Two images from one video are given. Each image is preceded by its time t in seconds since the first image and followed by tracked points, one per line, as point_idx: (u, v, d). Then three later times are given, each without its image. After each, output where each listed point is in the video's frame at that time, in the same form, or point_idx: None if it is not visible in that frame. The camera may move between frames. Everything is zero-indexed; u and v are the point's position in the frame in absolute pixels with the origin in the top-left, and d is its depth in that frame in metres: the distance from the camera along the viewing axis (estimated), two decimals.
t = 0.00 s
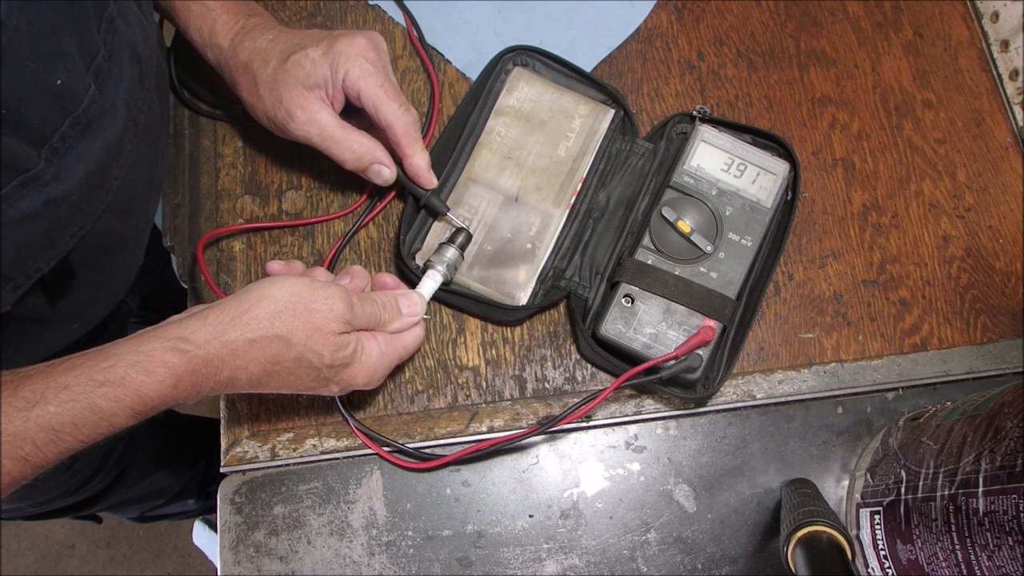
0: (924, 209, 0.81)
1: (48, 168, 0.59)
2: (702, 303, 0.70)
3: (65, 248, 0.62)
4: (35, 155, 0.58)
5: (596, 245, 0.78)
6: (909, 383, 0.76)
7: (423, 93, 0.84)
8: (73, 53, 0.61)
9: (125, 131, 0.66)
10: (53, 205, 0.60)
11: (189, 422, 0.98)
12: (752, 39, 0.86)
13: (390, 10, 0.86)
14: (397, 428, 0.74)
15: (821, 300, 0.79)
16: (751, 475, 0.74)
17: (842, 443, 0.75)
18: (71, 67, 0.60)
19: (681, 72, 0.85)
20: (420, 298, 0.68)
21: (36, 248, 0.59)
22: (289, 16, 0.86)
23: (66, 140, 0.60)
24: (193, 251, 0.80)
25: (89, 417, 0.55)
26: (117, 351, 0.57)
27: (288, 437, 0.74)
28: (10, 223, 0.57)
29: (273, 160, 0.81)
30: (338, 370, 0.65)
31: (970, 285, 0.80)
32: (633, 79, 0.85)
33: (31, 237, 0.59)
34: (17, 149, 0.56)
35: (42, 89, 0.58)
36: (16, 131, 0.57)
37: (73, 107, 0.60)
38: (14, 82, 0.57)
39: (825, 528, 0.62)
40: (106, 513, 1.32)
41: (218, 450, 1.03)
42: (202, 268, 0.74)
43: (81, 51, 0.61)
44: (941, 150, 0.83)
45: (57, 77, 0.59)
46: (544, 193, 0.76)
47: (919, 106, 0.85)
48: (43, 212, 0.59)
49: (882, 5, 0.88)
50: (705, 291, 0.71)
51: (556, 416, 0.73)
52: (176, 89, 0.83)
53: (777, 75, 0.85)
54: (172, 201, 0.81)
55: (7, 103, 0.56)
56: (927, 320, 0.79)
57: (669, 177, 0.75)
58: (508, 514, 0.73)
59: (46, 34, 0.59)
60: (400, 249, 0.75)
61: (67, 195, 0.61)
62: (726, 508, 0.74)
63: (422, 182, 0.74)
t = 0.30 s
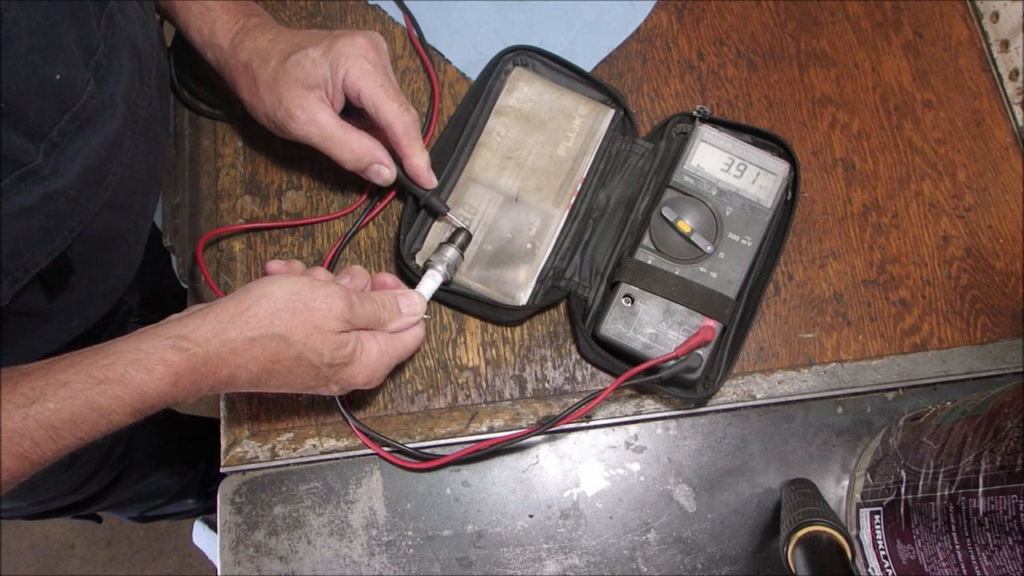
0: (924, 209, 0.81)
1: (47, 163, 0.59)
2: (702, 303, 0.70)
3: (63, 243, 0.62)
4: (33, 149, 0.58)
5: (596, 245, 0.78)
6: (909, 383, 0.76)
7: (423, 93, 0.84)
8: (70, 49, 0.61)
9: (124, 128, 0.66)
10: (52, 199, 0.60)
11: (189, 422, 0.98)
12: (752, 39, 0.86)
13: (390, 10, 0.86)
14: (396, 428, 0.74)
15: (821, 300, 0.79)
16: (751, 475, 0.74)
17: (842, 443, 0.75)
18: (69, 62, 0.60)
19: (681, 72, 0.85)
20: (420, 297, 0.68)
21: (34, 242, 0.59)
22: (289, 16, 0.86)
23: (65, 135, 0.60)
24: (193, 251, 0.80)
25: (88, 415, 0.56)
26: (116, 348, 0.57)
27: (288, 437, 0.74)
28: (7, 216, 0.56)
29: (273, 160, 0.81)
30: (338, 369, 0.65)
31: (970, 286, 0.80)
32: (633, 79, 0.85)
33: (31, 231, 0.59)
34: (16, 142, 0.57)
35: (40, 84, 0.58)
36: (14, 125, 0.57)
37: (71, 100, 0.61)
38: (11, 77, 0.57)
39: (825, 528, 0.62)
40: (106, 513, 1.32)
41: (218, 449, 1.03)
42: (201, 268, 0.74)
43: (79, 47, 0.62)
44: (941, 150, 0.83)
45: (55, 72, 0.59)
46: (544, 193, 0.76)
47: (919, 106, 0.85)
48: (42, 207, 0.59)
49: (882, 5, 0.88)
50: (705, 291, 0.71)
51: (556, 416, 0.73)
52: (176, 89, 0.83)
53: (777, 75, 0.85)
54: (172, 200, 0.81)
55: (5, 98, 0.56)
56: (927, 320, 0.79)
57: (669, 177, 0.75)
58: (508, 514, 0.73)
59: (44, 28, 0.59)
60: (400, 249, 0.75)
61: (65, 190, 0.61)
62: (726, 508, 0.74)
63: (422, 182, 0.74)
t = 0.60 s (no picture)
0: (924, 209, 0.81)
1: (44, 162, 0.59)
2: (702, 303, 0.70)
3: (60, 243, 0.62)
4: (31, 148, 0.58)
5: (596, 245, 0.78)
6: (909, 383, 0.76)
7: (423, 93, 0.84)
8: (69, 47, 0.61)
9: (123, 127, 0.66)
10: (50, 198, 0.60)
11: (189, 422, 0.98)
12: (752, 39, 0.86)
13: (390, 10, 0.86)
14: (397, 428, 0.74)
15: (821, 300, 0.79)
16: (751, 475, 0.74)
17: (842, 443, 0.75)
18: (68, 60, 0.60)
19: (681, 72, 0.85)
20: (420, 297, 0.69)
21: (32, 241, 0.59)
22: (289, 16, 0.86)
23: (63, 133, 0.60)
24: (193, 251, 0.80)
25: (88, 415, 0.56)
26: (116, 348, 0.57)
27: (288, 437, 0.74)
28: (6, 215, 0.57)
29: (273, 160, 0.81)
30: (338, 369, 0.65)
31: (970, 286, 0.80)
32: (633, 79, 0.85)
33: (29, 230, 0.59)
34: (14, 141, 0.57)
35: (38, 82, 0.58)
36: (13, 123, 0.57)
37: (69, 100, 0.60)
38: (9, 75, 0.57)
39: (825, 528, 0.62)
40: (106, 513, 1.32)
41: (218, 449, 1.03)
42: (201, 268, 0.74)
43: (78, 47, 0.61)
44: (941, 150, 0.83)
45: (53, 70, 0.59)
46: (544, 193, 0.76)
47: (919, 106, 0.85)
48: (39, 206, 0.59)
49: (882, 5, 0.88)
50: (705, 291, 0.71)
51: (556, 416, 0.73)
52: (175, 89, 0.83)
53: (777, 75, 0.85)
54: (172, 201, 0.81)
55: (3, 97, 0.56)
56: (927, 320, 0.79)
57: (669, 177, 0.75)
58: (508, 514, 0.73)
59: (42, 26, 0.59)
60: (400, 249, 0.75)
61: (63, 189, 0.61)
62: (726, 508, 0.74)
63: (422, 182, 0.74)
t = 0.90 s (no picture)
0: (924, 209, 0.81)
1: (43, 161, 0.59)
2: (702, 303, 0.70)
3: (59, 242, 0.63)
4: (30, 147, 0.58)
5: (596, 245, 0.78)
6: (909, 383, 0.76)
7: (423, 93, 0.84)
8: (68, 46, 0.61)
9: (122, 126, 0.66)
10: (48, 197, 0.60)
11: (188, 422, 0.98)
12: (752, 39, 0.86)
13: (390, 10, 0.86)
14: (397, 428, 0.74)
15: (821, 300, 0.79)
16: (751, 475, 0.74)
17: (842, 443, 0.75)
18: (67, 59, 0.60)
19: (681, 72, 0.85)
20: (420, 297, 0.68)
21: (31, 240, 0.59)
22: (289, 16, 0.86)
23: (62, 133, 0.60)
24: (193, 251, 0.80)
25: (88, 414, 0.56)
26: (116, 347, 0.57)
27: (288, 437, 0.74)
28: (5, 215, 0.57)
29: (273, 160, 0.81)
30: (338, 369, 0.65)
31: (971, 286, 0.80)
32: (633, 79, 0.85)
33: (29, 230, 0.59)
34: (13, 141, 0.57)
35: (37, 81, 0.58)
36: (12, 122, 0.57)
37: (69, 99, 0.60)
38: (8, 74, 0.57)
39: (825, 528, 0.62)
40: (106, 513, 1.32)
41: (218, 449, 1.03)
42: (201, 268, 0.74)
43: (77, 46, 0.61)
44: (942, 150, 0.83)
45: (53, 69, 0.59)
46: (544, 193, 0.76)
47: (919, 106, 0.85)
48: (38, 205, 0.59)
49: (882, 5, 0.88)
50: (705, 291, 0.71)
51: (556, 416, 0.73)
52: (175, 89, 0.83)
53: (777, 75, 0.85)
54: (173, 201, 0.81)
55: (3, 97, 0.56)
56: (927, 320, 0.79)
57: (669, 177, 0.75)
58: (508, 514, 0.73)
59: (41, 25, 0.59)
60: (399, 249, 0.75)
61: (63, 189, 0.61)
62: (726, 508, 0.74)
63: (422, 182, 0.74)
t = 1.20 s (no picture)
0: (924, 209, 0.81)
1: (42, 161, 0.59)
2: (702, 303, 0.70)
3: (58, 242, 0.63)
4: (27, 147, 0.58)
5: (596, 245, 0.78)
6: (909, 383, 0.76)
7: (423, 93, 0.84)
8: (67, 46, 0.61)
9: (121, 126, 0.66)
10: (46, 196, 0.60)
11: (188, 421, 0.98)
12: (752, 39, 0.86)
13: (390, 10, 0.86)
14: (397, 428, 0.74)
15: (821, 300, 0.79)
16: (751, 475, 0.74)
17: (842, 444, 0.75)
18: (66, 59, 0.60)
19: (681, 72, 0.85)
20: (420, 297, 0.68)
21: (29, 239, 0.59)
22: (289, 16, 0.86)
23: (60, 132, 0.60)
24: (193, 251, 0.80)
25: (88, 413, 0.56)
26: (116, 347, 0.57)
27: (288, 437, 0.74)
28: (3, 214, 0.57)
29: (273, 159, 0.81)
30: (337, 369, 0.65)
31: (971, 286, 0.80)
32: (633, 79, 0.85)
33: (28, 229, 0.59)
34: (10, 140, 0.57)
35: (36, 81, 0.58)
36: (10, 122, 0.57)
37: (67, 99, 0.60)
38: (7, 73, 0.57)
39: (825, 528, 0.62)
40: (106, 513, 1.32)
41: (218, 449, 1.03)
42: (201, 268, 0.74)
43: (76, 45, 0.61)
44: (942, 150, 0.83)
45: (52, 69, 0.59)
46: (544, 193, 0.76)
47: (919, 106, 0.85)
48: (37, 205, 0.59)
49: (882, 5, 0.88)
50: (705, 291, 0.71)
51: (556, 416, 0.73)
52: (175, 89, 0.83)
53: (777, 75, 0.85)
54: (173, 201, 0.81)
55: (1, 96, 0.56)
56: (927, 320, 0.79)
57: (669, 177, 0.75)
58: (508, 514, 0.73)
59: (39, 25, 0.59)
60: (399, 249, 0.75)
61: (61, 188, 0.61)
62: (726, 508, 0.74)
63: (422, 182, 0.74)
